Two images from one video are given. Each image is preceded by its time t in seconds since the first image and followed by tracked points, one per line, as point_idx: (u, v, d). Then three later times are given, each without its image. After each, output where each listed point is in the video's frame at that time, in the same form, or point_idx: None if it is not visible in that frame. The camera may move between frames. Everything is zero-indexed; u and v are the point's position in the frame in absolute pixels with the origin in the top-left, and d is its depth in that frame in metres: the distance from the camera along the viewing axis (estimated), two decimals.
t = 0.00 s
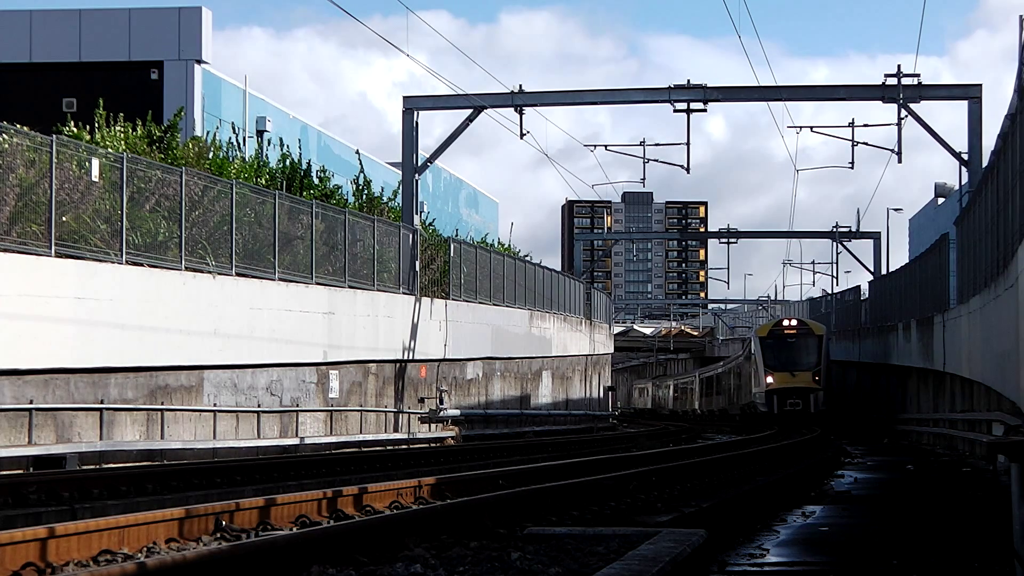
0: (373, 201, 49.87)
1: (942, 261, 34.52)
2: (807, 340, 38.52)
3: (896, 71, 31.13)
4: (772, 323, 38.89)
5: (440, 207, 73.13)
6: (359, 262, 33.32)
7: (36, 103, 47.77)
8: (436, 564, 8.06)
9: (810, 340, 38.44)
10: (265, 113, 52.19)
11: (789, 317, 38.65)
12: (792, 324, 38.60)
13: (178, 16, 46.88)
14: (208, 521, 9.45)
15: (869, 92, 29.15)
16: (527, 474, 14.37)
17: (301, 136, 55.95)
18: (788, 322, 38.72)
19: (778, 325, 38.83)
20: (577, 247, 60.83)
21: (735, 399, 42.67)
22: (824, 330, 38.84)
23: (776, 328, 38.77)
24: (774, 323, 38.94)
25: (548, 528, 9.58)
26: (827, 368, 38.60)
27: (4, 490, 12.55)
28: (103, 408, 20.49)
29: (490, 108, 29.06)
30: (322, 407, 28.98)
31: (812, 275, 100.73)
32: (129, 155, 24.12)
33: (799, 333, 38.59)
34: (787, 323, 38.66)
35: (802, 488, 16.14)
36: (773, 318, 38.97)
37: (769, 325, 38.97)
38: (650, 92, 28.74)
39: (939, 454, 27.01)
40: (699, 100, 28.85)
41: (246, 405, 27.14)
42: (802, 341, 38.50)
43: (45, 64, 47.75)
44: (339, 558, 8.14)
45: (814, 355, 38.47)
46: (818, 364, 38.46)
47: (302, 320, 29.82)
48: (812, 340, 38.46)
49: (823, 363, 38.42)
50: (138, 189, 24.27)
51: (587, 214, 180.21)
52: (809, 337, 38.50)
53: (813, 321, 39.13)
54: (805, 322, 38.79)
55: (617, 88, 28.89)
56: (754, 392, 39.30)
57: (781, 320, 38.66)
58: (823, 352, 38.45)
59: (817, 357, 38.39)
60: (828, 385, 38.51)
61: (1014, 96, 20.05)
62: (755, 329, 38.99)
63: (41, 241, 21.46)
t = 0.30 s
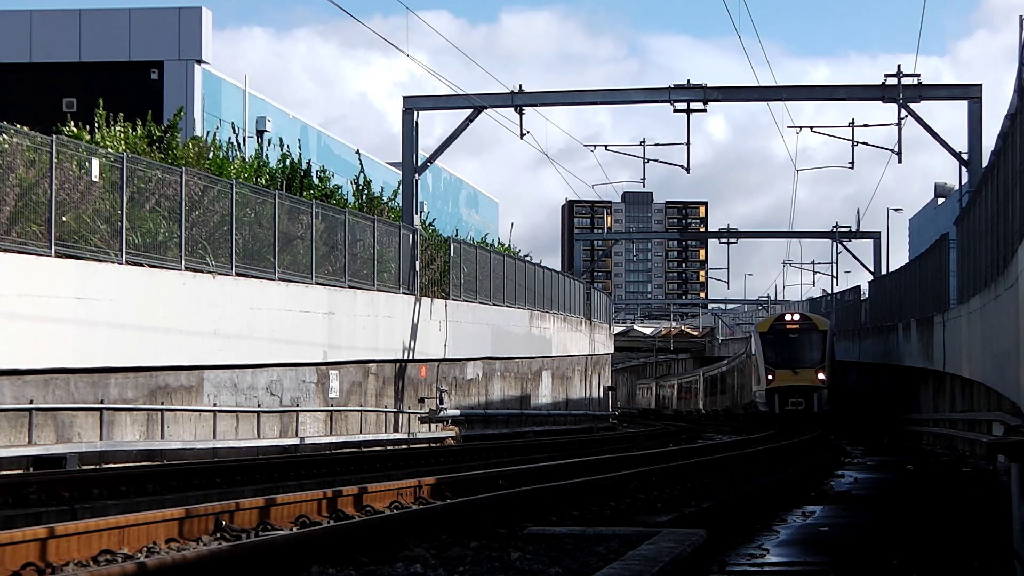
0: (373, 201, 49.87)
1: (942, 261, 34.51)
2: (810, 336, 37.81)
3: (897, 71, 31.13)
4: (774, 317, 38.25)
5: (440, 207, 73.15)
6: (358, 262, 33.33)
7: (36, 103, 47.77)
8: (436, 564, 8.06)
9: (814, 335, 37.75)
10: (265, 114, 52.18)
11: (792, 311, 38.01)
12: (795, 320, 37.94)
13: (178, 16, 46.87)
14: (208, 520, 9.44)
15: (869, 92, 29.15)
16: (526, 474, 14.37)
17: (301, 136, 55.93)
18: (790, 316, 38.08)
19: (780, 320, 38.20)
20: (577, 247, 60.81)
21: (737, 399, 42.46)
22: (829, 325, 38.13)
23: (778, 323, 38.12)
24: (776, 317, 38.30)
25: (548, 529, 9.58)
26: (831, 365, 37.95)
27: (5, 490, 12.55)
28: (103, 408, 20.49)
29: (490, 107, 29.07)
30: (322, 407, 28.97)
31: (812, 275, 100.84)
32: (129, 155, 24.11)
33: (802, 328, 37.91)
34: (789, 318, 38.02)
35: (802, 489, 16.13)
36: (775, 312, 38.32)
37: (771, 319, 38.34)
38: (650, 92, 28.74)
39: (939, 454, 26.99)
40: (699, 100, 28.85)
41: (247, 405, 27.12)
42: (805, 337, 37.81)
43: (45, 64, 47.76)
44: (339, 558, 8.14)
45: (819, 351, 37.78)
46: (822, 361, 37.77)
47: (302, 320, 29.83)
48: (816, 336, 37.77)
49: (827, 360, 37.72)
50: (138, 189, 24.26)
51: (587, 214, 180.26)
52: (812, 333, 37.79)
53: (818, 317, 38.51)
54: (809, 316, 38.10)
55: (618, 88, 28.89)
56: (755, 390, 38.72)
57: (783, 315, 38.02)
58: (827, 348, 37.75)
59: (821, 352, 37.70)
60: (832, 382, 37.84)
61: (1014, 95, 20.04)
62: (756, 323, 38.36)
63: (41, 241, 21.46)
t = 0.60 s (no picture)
0: (373, 201, 49.87)
1: (942, 261, 34.52)
2: (812, 331, 37.27)
3: (897, 71, 31.13)
4: (775, 312, 37.76)
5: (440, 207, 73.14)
6: (358, 262, 33.33)
7: (36, 103, 47.77)
8: (435, 565, 8.06)
9: (816, 330, 37.21)
10: (265, 114, 52.18)
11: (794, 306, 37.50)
12: (796, 315, 37.43)
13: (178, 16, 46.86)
14: (208, 520, 9.45)
15: (869, 92, 29.16)
16: (526, 474, 14.37)
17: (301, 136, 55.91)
18: (792, 311, 37.56)
19: (781, 316, 37.69)
20: (577, 247, 60.80)
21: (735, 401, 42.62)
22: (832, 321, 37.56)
23: (779, 318, 37.63)
24: (777, 312, 37.81)
25: (548, 528, 9.59)
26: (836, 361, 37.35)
27: (4, 490, 12.56)
28: (103, 408, 20.50)
29: (490, 107, 29.07)
30: (322, 407, 28.98)
31: (812, 275, 100.91)
32: (129, 155, 24.11)
33: (804, 324, 37.38)
34: (790, 314, 37.52)
35: (801, 488, 16.13)
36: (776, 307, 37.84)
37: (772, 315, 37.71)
38: (650, 92, 28.75)
39: (939, 454, 26.98)
40: (699, 100, 28.85)
41: (247, 405, 27.11)
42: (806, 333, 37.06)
43: (46, 65, 47.76)
44: (339, 558, 8.14)
45: (822, 347, 37.21)
46: (824, 357, 37.19)
47: (302, 320, 29.84)
48: (818, 331, 37.21)
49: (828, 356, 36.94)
50: (138, 189, 24.26)
51: (587, 214, 180.25)
52: (813, 328, 37.25)
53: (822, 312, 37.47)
54: (811, 310, 37.57)
55: (618, 88, 28.90)
56: (756, 389, 38.19)
57: (783, 310, 37.51)
58: (830, 344, 37.17)
59: (824, 348, 37.12)
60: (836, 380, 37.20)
61: (1014, 95, 20.04)
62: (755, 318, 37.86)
63: (41, 241, 21.47)
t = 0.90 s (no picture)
0: (373, 201, 49.87)
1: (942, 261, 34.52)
2: (814, 325, 36.20)
3: (897, 71, 31.14)
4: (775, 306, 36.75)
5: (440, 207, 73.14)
6: (358, 262, 33.33)
7: (36, 103, 47.77)
8: (435, 564, 8.05)
9: (819, 324, 36.15)
10: (265, 114, 52.16)
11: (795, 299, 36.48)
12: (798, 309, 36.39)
13: (178, 16, 46.86)
14: (209, 520, 9.44)
15: (869, 92, 29.16)
16: (526, 474, 14.36)
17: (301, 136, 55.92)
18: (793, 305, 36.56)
19: (782, 310, 36.68)
20: (577, 248, 60.77)
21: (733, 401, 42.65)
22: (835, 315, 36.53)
23: (779, 313, 36.62)
24: (777, 306, 36.82)
25: (547, 528, 9.58)
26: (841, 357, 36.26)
27: (4, 491, 12.55)
28: (103, 408, 20.49)
29: (490, 107, 29.08)
30: (322, 407, 28.97)
31: (813, 276, 100.90)
32: (129, 155, 24.11)
33: (806, 318, 36.32)
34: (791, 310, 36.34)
35: (801, 488, 16.12)
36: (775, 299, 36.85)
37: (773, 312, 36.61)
38: (650, 92, 28.75)
39: (939, 454, 26.97)
40: (699, 100, 28.85)
41: (247, 405, 27.10)
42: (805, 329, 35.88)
43: (46, 65, 47.76)
44: (339, 558, 8.13)
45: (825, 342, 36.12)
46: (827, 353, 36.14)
47: (302, 320, 29.85)
48: (821, 325, 36.12)
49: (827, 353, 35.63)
50: (138, 189, 24.25)
51: (587, 214, 180.14)
52: (816, 321, 36.18)
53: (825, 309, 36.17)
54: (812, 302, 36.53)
55: (618, 88, 28.90)
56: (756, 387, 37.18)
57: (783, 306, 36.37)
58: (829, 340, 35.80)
59: (827, 342, 36.01)
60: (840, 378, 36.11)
61: (1014, 95, 20.03)
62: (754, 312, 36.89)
63: (41, 241, 21.47)
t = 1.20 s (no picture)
0: (373, 201, 49.87)
1: (942, 261, 34.53)
2: (815, 319, 34.77)
3: (896, 71, 31.13)
4: (773, 299, 35.36)
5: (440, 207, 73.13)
6: (358, 262, 33.33)
7: (36, 102, 47.76)
8: (435, 564, 8.06)
9: (820, 318, 34.71)
10: (265, 114, 52.15)
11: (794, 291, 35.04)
12: (797, 302, 34.99)
13: (178, 16, 46.86)
14: (209, 520, 9.44)
15: (869, 92, 29.17)
16: (526, 474, 14.37)
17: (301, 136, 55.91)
18: (792, 298, 35.14)
19: (780, 302, 35.26)
20: (577, 248, 60.77)
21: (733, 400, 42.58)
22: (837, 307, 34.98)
23: (778, 306, 35.23)
24: (775, 298, 35.42)
25: (547, 528, 9.59)
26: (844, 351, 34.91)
27: (4, 490, 12.56)
28: (103, 408, 20.49)
29: (490, 107, 29.08)
30: (322, 407, 28.98)
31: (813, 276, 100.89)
32: (129, 155, 24.10)
33: (806, 311, 34.91)
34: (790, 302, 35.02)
35: (801, 488, 16.11)
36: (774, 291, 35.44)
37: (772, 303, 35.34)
38: (650, 92, 28.75)
39: (939, 454, 26.98)
40: (699, 100, 28.84)
41: (247, 405, 27.10)
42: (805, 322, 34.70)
43: (45, 64, 47.75)
44: (339, 557, 8.13)
45: (826, 336, 34.73)
46: (829, 349, 34.82)
47: (302, 320, 29.86)
48: (822, 318, 34.69)
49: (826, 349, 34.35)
50: (138, 189, 24.25)
51: (587, 214, 180.11)
52: (816, 314, 34.75)
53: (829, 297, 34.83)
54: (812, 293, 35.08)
55: (618, 88, 28.89)
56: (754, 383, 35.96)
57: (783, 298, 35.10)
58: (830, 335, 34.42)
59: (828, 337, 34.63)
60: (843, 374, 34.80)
61: (1013, 95, 20.03)
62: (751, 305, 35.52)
63: (41, 241, 21.47)
